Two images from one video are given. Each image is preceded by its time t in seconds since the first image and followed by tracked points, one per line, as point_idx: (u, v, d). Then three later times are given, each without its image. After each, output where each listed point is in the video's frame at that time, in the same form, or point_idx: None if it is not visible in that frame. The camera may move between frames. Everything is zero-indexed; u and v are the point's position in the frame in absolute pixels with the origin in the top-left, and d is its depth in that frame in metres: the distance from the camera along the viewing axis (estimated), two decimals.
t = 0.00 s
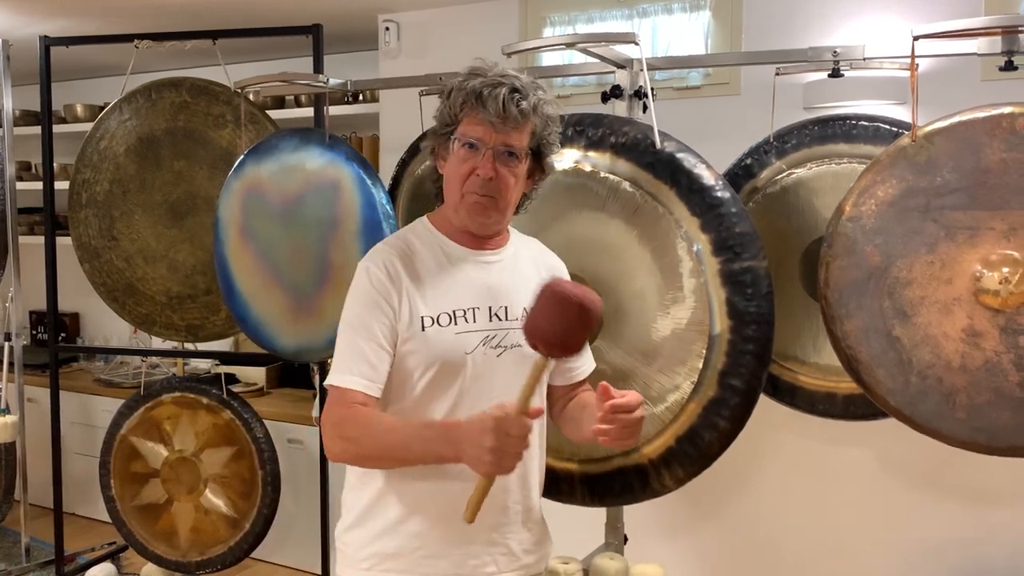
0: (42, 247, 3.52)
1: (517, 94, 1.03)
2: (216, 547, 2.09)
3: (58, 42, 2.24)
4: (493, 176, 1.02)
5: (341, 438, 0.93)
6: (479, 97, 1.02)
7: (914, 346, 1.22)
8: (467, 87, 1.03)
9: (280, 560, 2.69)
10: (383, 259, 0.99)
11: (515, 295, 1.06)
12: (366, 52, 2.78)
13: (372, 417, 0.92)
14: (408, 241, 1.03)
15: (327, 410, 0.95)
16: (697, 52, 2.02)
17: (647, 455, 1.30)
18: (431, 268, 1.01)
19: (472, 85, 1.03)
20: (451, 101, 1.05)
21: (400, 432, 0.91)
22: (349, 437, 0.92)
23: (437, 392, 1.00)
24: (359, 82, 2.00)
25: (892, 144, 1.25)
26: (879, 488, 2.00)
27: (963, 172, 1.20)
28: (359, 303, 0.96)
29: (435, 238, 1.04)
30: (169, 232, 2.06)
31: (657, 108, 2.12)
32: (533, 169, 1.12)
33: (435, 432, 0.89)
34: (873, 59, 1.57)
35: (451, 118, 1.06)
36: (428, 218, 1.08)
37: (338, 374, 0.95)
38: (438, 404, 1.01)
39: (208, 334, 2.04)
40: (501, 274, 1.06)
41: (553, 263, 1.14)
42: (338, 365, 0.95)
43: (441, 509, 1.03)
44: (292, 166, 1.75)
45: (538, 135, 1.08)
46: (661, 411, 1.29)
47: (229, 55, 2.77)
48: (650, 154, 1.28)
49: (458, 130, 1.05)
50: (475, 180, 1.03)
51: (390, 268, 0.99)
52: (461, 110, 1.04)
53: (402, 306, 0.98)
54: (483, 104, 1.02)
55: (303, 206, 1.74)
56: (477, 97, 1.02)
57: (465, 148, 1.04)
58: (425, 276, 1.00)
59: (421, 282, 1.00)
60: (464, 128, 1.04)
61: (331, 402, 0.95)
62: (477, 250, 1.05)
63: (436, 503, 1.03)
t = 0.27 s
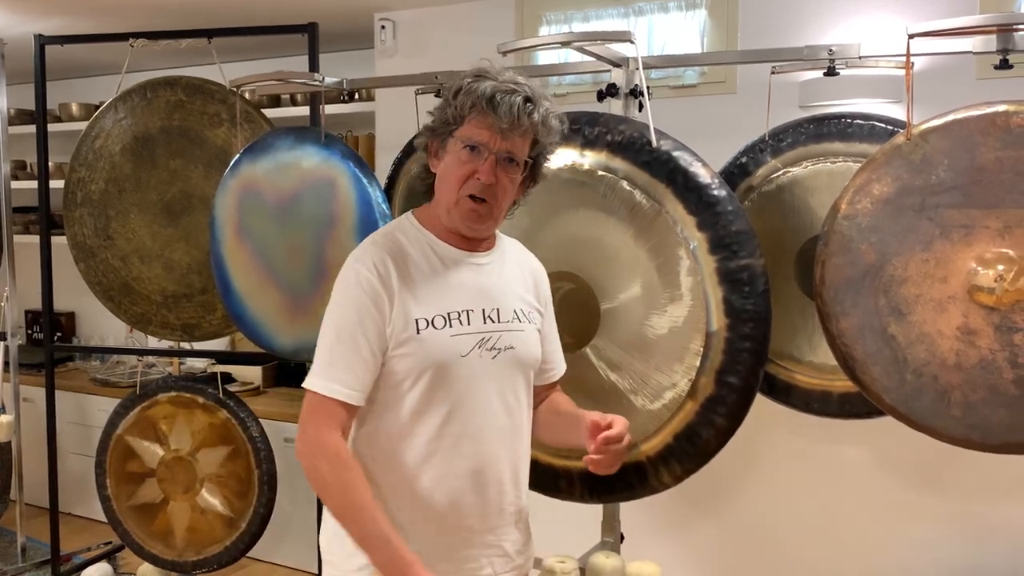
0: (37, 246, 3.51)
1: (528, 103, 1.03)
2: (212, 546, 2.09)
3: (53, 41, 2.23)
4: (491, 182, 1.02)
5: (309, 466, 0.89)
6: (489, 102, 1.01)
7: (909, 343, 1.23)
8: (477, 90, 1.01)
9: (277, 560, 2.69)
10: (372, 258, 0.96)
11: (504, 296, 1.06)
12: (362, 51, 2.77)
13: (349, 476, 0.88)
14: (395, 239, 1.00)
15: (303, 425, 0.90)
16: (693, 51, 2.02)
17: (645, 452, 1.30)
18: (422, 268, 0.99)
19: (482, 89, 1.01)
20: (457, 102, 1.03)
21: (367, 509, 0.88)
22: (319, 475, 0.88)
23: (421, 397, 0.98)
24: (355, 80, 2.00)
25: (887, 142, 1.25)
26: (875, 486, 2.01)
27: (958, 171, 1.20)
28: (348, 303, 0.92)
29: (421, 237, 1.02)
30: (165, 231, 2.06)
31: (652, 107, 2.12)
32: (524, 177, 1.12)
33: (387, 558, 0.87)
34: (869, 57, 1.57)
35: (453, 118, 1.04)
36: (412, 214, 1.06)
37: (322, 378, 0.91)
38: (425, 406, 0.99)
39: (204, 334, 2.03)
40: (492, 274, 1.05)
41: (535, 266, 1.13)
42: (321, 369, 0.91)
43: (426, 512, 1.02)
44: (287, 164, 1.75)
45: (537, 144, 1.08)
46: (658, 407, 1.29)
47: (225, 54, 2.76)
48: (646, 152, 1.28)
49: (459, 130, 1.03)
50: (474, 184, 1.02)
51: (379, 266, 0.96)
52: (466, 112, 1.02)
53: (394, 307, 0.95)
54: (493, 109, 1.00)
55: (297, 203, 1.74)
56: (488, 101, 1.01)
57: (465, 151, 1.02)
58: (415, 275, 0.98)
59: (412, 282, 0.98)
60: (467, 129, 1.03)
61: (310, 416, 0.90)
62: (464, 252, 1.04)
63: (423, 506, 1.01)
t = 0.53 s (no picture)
0: (35, 245, 3.51)
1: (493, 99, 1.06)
2: (209, 546, 2.09)
3: (50, 39, 2.22)
4: (461, 179, 1.04)
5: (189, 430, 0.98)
6: (458, 101, 1.03)
7: (908, 342, 1.22)
8: (444, 91, 1.03)
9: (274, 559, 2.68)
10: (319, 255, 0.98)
11: (462, 303, 1.08)
12: (360, 50, 2.77)
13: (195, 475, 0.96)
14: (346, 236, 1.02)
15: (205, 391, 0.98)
16: (690, 49, 2.02)
17: (641, 452, 1.31)
18: (373, 269, 1.01)
19: (448, 87, 1.03)
20: (422, 102, 1.04)
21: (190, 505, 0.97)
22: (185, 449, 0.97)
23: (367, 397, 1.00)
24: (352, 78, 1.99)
25: (885, 141, 1.25)
26: (873, 485, 2.01)
27: (956, 169, 1.20)
28: (282, 299, 0.95)
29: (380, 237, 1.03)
30: (162, 230, 2.05)
31: (650, 106, 2.11)
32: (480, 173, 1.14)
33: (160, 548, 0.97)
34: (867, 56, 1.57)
35: (415, 118, 1.05)
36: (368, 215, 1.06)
37: (240, 365, 0.95)
38: (364, 410, 1.00)
39: (200, 333, 2.03)
40: (445, 279, 1.07)
41: (485, 279, 1.18)
42: (243, 356, 0.95)
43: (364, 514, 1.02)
44: (285, 162, 1.75)
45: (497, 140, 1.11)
46: (655, 408, 1.29)
47: (223, 52, 2.76)
48: (644, 151, 1.28)
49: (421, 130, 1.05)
50: (441, 183, 1.04)
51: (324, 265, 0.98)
52: (430, 112, 1.04)
53: (334, 309, 0.97)
54: (461, 107, 1.03)
55: (296, 202, 1.74)
56: (456, 99, 1.03)
57: (430, 151, 1.04)
58: (366, 277, 1.00)
59: (361, 283, 0.99)
60: (431, 128, 1.04)
61: (209, 391, 0.97)
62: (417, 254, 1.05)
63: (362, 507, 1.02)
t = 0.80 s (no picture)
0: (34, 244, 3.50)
1: (439, 98, 1.11)
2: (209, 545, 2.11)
3: (49, 39, 2.22)
4: (410, 180, 1.09)
5: (125, 434, 1.04)
6: (404, 102, 1.07)
7: (906, 342, 1.22)
8: (391, 94, 1.07)
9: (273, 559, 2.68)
10: (272, 267, 1.03)
11: (403, 312, 1.17)
12: (360, 49, 2.77)
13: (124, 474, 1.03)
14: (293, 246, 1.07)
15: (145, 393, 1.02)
16: (689, 49, 2.02)
17: (638, 453, 1.30)
18: (321, 281, 1.07)
19: (393, 91, 1.07)
20: (368, 104, 1.08)
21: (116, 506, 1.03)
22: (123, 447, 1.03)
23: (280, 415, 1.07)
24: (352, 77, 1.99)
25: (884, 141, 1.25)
26: (872, 485, 2.01)
27: (955, 168, 1.20)
28: (241, 314, 1.00)
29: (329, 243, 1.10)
30: (161, 230, 2.06)
31: (650, 105, 2.11)
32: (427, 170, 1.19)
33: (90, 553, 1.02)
34: (866, 55, 1.56)
35: (359, 120, 1.08)
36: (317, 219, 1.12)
37: (198, 374, 1.00)
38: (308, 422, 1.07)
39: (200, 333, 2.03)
40: (383, 286, 1.15)
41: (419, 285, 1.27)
42: (200, 365, 1.00)
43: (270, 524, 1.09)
44: (285, 163, 1.75)
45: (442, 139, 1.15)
46: (653, 409, 1.29)
47: (222, 51, 2.76)
48: (643, 150, 1.28)
49: (367, 132, 1.08)
50: (389, 185, 1.09)
51: (279, 278, 1.03)
52: (374, 115, 1.08)
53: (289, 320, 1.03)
54: (408, 109, 1.07)
55: (295, 202, 1.74)
56: (402, 102, 1.07)
57: (377, 152, 1.08)
58: (318, 291, 1.06)
59: (312, 296, 1.05)
60: (377, 131, 1.08)
61: (147, 394, 1.02)
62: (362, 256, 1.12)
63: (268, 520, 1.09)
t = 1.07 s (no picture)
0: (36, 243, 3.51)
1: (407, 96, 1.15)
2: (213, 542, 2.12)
3: (51, 37, 2.22)
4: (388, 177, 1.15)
5: (240, 497, 0.97)
6: (387, 103, 1.11)
7: (908, 340, 1.22)
8: (382, 100, 1.10)
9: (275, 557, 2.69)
10: (246, 275, 1.00)
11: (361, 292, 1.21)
12: (361, 47, 2.77)
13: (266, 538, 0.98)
14: (252, 248, 1.05)
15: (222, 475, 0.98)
16: (691, 47, 2.02)
17: (638, 452, 1.30)
18: (290, 277, 1.07)
19: (385, 97, 1.10)
20: (361, 107, 1.08)
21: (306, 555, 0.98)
22: (247, 514, 0.98)
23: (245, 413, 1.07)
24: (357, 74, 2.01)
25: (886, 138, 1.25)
26: (873, 482, 2.01)
27: (957, 166, 1.20)
28: (246, 327, 0.97)
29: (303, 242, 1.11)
30: (164, 228, 2.06)
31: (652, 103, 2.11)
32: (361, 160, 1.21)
33: None
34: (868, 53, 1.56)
35: (349, 121, 1.08)
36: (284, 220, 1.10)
37: (230, 407, 0.96)
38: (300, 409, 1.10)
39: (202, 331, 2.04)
40: (345, 272, 1.19)
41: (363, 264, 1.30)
42: (230, 397, 0.96)
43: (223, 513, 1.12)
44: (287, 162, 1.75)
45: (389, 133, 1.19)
46: (653, 409, 1.29)
47: (224, 50, 2.76)
48: (645, 148, 1.28)
49: (356, 133, 1.09)
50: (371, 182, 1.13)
51: (258, 284, 1.00)
52: (363, 117, 1.08)
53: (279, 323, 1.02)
54: (391, 110, 1.12)
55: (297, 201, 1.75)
56: (386, 104, 1.11)
57: (366, 155, 1.10)
58: (290, 286, 1.06)
59: (288, 294, 1.05)
60: (362, 132, 1.09)
61: (224, 468, 0.98)
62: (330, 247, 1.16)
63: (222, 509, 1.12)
